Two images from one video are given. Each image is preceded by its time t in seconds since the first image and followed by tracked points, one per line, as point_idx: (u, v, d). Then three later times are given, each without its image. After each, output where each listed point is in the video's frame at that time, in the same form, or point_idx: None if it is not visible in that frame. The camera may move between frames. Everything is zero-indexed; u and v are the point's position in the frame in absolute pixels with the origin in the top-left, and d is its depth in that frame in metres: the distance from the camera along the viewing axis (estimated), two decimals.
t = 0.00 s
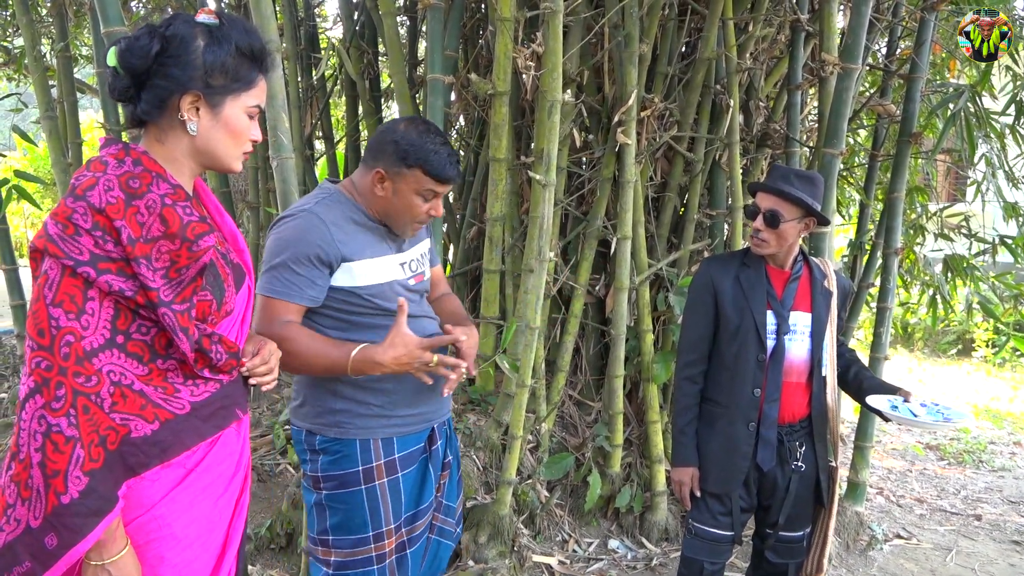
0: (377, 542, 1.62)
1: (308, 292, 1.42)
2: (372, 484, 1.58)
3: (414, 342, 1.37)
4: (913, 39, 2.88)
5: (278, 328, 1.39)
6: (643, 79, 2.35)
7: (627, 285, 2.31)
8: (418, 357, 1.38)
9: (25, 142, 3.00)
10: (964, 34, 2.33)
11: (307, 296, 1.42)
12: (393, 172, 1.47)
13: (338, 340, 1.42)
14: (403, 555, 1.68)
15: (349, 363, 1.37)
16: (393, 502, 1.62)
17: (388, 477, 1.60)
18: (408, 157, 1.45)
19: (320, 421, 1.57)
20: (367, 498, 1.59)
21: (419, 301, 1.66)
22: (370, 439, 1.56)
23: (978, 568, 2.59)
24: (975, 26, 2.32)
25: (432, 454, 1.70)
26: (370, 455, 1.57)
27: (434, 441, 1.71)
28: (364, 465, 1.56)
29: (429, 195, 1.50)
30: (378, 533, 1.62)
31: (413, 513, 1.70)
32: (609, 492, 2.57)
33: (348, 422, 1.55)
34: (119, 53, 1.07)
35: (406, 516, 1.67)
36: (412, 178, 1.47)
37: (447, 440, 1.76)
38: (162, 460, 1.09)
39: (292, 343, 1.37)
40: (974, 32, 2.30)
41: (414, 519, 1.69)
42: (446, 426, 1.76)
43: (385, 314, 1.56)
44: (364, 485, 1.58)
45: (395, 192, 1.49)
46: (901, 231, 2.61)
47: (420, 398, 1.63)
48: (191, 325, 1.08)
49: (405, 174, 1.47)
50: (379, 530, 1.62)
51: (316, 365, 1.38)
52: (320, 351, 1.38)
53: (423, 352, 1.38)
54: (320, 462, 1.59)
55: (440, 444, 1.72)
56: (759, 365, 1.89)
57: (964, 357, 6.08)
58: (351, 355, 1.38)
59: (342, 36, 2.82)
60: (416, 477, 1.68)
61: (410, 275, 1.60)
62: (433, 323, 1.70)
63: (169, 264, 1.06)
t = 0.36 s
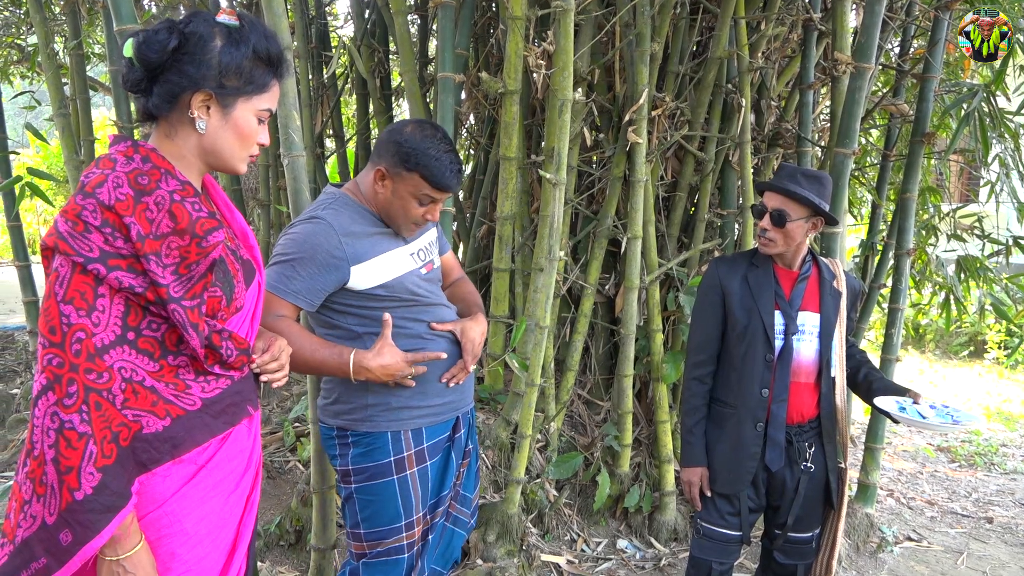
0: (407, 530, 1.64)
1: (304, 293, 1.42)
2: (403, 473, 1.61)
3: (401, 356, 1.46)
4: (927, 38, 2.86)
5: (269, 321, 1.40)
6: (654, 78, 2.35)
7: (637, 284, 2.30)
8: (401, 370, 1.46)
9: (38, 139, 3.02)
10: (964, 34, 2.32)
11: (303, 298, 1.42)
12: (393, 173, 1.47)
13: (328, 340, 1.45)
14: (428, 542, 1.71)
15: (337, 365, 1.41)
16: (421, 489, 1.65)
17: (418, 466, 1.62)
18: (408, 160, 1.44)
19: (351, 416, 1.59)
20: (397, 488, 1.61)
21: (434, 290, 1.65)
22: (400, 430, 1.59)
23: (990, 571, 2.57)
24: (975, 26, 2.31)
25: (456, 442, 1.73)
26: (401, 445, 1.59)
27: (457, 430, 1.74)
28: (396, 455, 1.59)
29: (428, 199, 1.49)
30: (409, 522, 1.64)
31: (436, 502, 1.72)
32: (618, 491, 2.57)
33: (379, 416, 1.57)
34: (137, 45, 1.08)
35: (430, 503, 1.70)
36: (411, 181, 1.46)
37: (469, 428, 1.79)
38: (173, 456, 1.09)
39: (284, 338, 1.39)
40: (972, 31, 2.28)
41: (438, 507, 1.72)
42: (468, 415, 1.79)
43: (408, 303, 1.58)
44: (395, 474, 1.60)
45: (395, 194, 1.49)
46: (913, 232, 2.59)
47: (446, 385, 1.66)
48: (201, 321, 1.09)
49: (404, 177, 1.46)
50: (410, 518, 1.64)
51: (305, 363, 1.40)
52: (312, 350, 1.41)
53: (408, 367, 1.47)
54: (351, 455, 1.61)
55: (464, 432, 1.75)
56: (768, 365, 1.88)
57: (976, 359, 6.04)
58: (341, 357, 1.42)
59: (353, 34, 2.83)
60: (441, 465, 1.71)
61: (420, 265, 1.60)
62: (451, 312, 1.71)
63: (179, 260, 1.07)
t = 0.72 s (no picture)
0: (405, 527, 1.64)
1: (311, 290, 1.43)
2: (403, 470, 1.61)
3: (405, 353, 1.48)
4: (931, 41, 2.85)
5: (273, 317, 1.40)
6: (658, 80, 2.35)
7: (639, 285, 2.31)
8: (405, 368, 1.48)
9: (43, 137, 3.02)
10: (964, 34, 2.32)
11: (310, 294, 1.43)
12: (404, 155, 1.50)
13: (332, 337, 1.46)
14: (426, 540, 1.71)
15: (343, 360, 1.42)
16: (421, 486, 1.65)
17: (419, 464, 1.63)
18: (414, 135, 1.49)
19: (354, 413, 1.59)
20: (398, 485, 1.61)
21: (439, 289, 1.65)
22: (402, 428, 1.59)
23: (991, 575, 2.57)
24: (975, 26, 2.32)
25: (457, 441, 1.73)
26: (402, 442, 1.59)
27: (459, 428, 1.74)
28: (397, 452, 1.59)
29: (444, 162, 1.54)
30: (408, 519, 1.64)
31: (436, 500, 1.72)
32: (619, 493, 2.57)
33: (382, 413, 1.57)
34: (143, 44, 1.08)
35: (429, 501, 1.70)
36: (424, 154, 1.50)
37: (471, 428, 1.79)
38: (175, 456, 1.09)
39: (289, 334, 1.40)
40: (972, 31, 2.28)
41: (437, 505, 1.72)
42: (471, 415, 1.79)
43: (414, 301, 1.58)
44: (397, 471, 1.60)
45: (411, 175, 1.52)
46: (917, 234, 2.59)
47: (450, 384, 1.65)
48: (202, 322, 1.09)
49: (417, 153, 1.50)
50: (409, 515, 1.64)
51: (310, 358, 1.41)
52: (317, 346, 1.41)
53: (411, 365, 1.49)
54: (353, 451, 1.62)
55: (466, 432, 1.75)
56: (768, 367, 1.88)
57: (979, 362, 6.02)
58: (346, 353, 1.43)
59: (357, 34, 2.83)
60: (442, 463, 1.71)
61: (426, 262, 1.60)
62: (456, 311, 1.71)
63: (181, 261, 1.07)
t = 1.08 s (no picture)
0: (406, 532, 1.64)
1: (316, 291, 1.42)
2: (404, 475, 1.60)
3: (408, 362, 1.49)
4: (933, 48, 2.85)
5: (275, 316, 1.39)
6: (661, 85, 2.35)
7: (641, 290, 2.31)
8: (406, 377, 1.49)
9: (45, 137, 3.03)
10: (964, 34, 2.37)
11: (314, 296, 1.42)
12: (422, 164, 1.51)
13: (334, 338, 1.46)
14: (427, 546, 1.70)
15: (345, 362, 1.43)
16: (422, 491, 1.65)
17: (420, 469, 1.62)
18: (435, 146, 1.50)
19: (356, 416, 1.59)
20: (400, 490, 1.61)
21: (442, 296, 1.66)
22: (404, 433, 1.59)
23: None
24: (975, 26, 2.35)
25: (459, 446, 1.73)
26: (404, 447, 1.59)
27: (461, 434, 1.73)
28: (399, 457, 1.59)
29: (457, 173, 1.55)
30: (409, 524, 1.64)
31: (437, 505, 1.72)
32: (618, 498, 2.57)
33: (384, 416, 1.57)
34: (150, 46, 1.08)
35: (431, 506, 1.70)
36: (441, 164, 1.51)
37: (473, 434, 1.79)
38: (177, 459, 1.09)
39: (290, 334, 1.39)
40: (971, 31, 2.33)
41: (438, 510, 1.72)
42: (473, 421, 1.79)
43: (417, 306, 1.58)
44: (398, 476, 1.60)
45: (426, 184, 1.52)
46: (918, 241, 2.59)
47: (451, 390, 1.65)
48: (205, 326, 1.09)
49: (433, 162, 1.51)
50: (411, 521, 1.64)
51: (311, 359, 1.40)
52: (319, 347, 1.41)
53: (411, 374, 1.50)
54: (354, 455, 1.62)
55: (468, 437, 1.75)
56: (768, 373, 1.88)
57: (980, 369, 6.01)
58: (349, 355, 1.43)
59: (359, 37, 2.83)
60: (444, 468, 1.71)
61: (431, 269, 1.61)
62: (458, 318, 1.71)
63: (184, 265, 1.07)
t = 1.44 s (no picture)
0: (405, 535, 1.64)
1: (321, 290, 1.42)
2: (405, 477, 1.60)
3: (413, 361, 1.50)
4: (936, 53, 2.85)
5: (281, 315, 1.39)
6: (663, 88, 2.35)
7: (642, 294, 2.31)
8: (411, 376, 1.50)
9: (47, 137, 3.03)
10: (964, 34, 2.35)
11: (320, 295, 1.42)
12: (430, 165, 1.50)
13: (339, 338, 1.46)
14: (427, 549, 1.70)
15: (353, 360, 1.43)
16: (423, 494, 1.64)
17: (421, 472, 1.62)
18: (444, 149, 1.50)
19: (358, 417, 1.59)
20: (400, 493, 1.60)
21: (446, 298, 1.66)
22: (405, 435, 1.59)
23: None
24: (976, 25, 2.33)
25: (460, 450, 1.73)
26: (405, 450, 1.59)
27: (462, 438, 1.73)
28: (399, 459, 1.59)
29: (464, 179, 1.55)
30: (409, 527, 1.64)
31: (438, 508, 1.72)
32: (618, 501, 2.57)
33: (385, 418, 1.57)
34: (156, 48, 1.08)
35: (431, 509, 1.69)
36: (449, 168, 1.51)
37: (475, 438, 1.79)
38: (180, 461, 1.09)
39: (297, 333, 1.38)
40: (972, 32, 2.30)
41: (439, 514, 1.71)
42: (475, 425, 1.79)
43: (421, 308, 1.59)
44: (399, 479, 1.59)
45: (432, 186, 1.52)
46: (919, 246, 2.59)
47: (454, 393, 1.65)
48: (208, 328, 1.09)
49: (441, 165, 1.51)
50: (411, 524, 1.64)
51: (318, 358, 1.40)
52: (325, 346, 1.41)
53: (418, 374, 1.51)
54: (355, 457, 1.62)
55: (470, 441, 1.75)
56: (763, 377, 1.88)
57: (981, 374, 6.01)
58: (357, 354, 1.44)
59: (362, 39, 2.84)
60: (445, 472, 1.71)
61: (435, 271, 1.61)
62: (461, 321, 1.72)
63: (189, 266, 1.07)
